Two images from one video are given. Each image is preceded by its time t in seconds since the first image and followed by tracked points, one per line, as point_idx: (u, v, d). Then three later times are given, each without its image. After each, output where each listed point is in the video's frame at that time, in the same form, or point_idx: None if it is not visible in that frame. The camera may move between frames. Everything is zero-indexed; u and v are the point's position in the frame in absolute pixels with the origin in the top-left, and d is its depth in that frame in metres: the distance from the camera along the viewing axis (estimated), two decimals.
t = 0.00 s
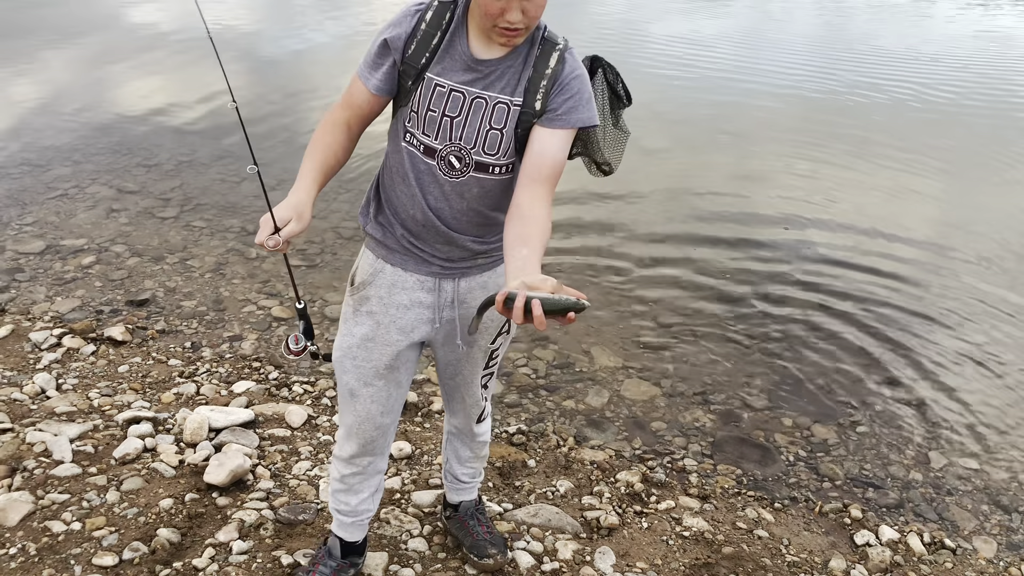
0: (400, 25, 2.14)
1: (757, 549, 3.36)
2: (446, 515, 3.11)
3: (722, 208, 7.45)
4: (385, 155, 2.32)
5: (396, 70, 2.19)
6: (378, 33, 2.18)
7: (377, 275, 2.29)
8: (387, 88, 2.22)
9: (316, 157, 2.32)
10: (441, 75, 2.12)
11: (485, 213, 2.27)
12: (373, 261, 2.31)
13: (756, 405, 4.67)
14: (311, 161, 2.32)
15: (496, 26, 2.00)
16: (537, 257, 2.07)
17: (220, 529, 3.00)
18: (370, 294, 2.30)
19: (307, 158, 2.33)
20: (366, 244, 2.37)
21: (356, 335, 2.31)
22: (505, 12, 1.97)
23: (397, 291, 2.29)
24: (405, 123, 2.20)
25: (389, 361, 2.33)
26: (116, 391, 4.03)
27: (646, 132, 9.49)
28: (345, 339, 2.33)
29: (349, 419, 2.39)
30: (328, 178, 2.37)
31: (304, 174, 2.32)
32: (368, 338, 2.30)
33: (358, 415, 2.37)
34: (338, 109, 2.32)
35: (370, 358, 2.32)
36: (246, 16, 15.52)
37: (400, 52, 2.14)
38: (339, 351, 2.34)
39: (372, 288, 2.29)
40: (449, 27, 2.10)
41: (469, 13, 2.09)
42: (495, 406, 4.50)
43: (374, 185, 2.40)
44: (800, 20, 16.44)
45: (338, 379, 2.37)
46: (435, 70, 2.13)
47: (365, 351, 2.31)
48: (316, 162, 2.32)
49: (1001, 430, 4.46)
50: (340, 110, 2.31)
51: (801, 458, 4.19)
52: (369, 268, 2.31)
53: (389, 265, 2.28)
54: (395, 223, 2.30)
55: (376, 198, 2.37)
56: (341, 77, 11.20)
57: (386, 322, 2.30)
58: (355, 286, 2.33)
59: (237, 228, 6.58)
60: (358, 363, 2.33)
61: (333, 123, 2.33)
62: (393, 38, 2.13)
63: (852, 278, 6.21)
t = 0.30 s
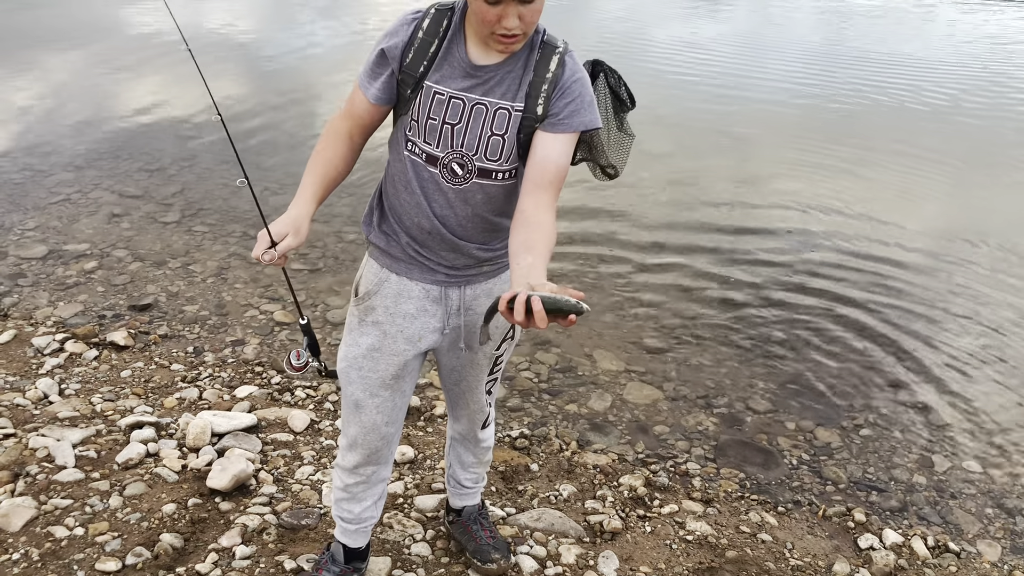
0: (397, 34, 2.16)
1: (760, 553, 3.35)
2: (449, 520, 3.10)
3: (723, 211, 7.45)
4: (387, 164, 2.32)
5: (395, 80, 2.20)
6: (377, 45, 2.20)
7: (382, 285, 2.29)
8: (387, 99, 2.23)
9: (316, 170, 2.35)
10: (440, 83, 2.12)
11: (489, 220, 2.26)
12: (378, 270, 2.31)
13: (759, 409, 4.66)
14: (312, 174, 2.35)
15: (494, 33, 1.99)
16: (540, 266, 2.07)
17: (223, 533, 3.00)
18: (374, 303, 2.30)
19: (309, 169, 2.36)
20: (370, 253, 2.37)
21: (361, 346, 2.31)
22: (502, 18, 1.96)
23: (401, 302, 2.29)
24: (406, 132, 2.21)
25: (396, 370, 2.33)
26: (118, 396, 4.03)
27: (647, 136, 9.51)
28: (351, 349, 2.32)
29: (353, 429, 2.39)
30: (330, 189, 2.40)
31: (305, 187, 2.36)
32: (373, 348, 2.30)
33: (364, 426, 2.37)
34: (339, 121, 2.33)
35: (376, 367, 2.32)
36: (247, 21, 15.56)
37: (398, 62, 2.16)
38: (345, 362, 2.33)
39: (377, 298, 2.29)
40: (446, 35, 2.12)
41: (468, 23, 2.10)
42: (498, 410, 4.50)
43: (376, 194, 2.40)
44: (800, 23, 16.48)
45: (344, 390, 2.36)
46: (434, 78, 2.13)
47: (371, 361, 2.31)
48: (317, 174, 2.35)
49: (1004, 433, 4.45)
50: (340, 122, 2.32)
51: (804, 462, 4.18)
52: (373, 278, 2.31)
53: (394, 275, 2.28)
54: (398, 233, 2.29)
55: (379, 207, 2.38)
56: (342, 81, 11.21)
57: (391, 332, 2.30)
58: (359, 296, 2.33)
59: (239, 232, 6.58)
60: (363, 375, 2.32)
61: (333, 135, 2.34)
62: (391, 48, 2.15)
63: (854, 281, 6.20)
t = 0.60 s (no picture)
0: (393, 40, 2.17)
1: (760, 559, 3.34)
2: (450, 525, 3.09)
3: (722, 216, 7.46)
4: (385, 170, 2.32)
5: (391, 85, 2.21)
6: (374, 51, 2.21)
7: (382, 291, 2.29)
8: (384, 104, 2.24)
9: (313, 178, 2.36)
10: (436, 90, 2.13)
11: (488, 226, 2.26)
12: (377, 276, 2.31)
13: (759, 414, 4.66)
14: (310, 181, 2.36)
15: (490, 40, 1.99)
16: (536, 273, 2.07)
17: (223, 539, 2.99)
18: (374, 310, 2.30)
19: (308, 174, 2.36)
20: (369, 260, 2.37)
21: (362, 352, 2.31)
22: (498, 25, 1.96)
23: (401, 308, 2.29)
24: (403, 138, 2.21)
25: (395, 376, 2.33)
26: (118, 401, 4.02)
27: (646, 140, 9.53)
28: (350, 356, 2.32)
29: (353, 436, 2.38)
30: (328, 196, 2.41)
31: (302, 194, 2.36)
32: (373, 354, 2.30)
33: (364, 433, 2.36)
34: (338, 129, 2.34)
35: (376, 373, 2.32)
36: (247, 25, 15.59)
37: (394, 67, 2.17)
38: (344, 369, 2.33)
39: (376, 304, 2.29)
40: (443, 40, 2.13)
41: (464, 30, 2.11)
42: (498, 415, 4.49)
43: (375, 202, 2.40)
44: (798, 28, 16.53)
45: (344, 397, 2.36)
46: (430, 83, 2.14)
47: (371, 367, 2.31)
48: (316, 179, 2.36)
49: (1004, 438, 4.45)
50: (339, 129, 2.34)
51: (804, 467, 4.17)
52: (372, 284, 2.31)
53: (394, 282, 2.28)
54: (397, 240, 2.29)
55: (378, 215, 2.38)
56: (341, 86, 11.23)
57: (390, 337, 2.30)
58: (358, 303, 2.33)
59: (239, 237, 6.58)
60: (363, 380, 2.32)
61: (332, 142, 2.35)
62: (387, 53, 2.16)
63: (853, 286, 6.21)
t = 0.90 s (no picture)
0: (392, 45, 2.18)
1: (759, 565, 3.34)
2: (450, 531, 3.08)
3: (719, 221, 7.48)
4: (384, 175, 2.33)
5: (391, 90, 2.22)
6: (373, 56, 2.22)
7: (383, 296, 2.29)
8: (383, 109, 2.25)
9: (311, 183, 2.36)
10: (436, 94, 2.14)
11: (488, 230, 2.27)
12: (377, 281, 2.31)
13: (757, 420, 4.66)
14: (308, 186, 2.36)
15: (490, 45, 2.00)
16: (537, 278, 2.06)
17: (222, 545, 2.98)
18: (375, 314, 2.30)
19: (307, 178, 2.37)
20: (370, 265, 2.37)
21: (363, 356, 2.31)
22: (498, 31, 1.96)
23: (403, 313, 2.29)
24: (402, 142, 2.22)
25: (397, 380, 2.33)
26: (116, 406, 4.01)
27: (644, 146, 9.56)
28: (352, 360, 2.33)
29: (355, 440, 2.38)
30: (326, 202, 2.41)
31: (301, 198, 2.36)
32: (374, 359, 2.30)
33: (365, 437, 2.37)
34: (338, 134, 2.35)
35: (377, 377, 2.32)
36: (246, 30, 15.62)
37: (393, 72, 2.18)
38: (346, 373, 2.33)
39: (377, 308, 2.29)
40: (441, 46, 2.13)
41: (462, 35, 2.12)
42: (496, 421, 4.49)
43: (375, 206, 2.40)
44: (795, 35, 16.62)
45: (346, 401, 2.37)
46: (428, 88, 2.14)
47: (372, 371, 2.31)
48: (315, 183, 2.36)
49: (1001, 443, 4.46)
50: (339, 135, 2.34)
51: (802, 472, 4.18)
52: (373, 289, 2.31)
53: (395, 286, 2.28)
54: (398, 244, 2.29)
55: (379, 219, 2.38)
56: (340, 91, 11.25)
57: (392, 341, 2.29)
58: (360, 307, 2.33)
59: (237, 242, 6.58)
60: (364, 384, 2.32)
61: (331, 148, 2.35)
62: (386, 58, 2.17)
63: (851, 292, 6.22)
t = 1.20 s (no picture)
0: (395, 44, 2.18)
1: (758, 566, 3.33)
2: (448, 531, 3.08)
3: (717, 223, 7.48)
4: (386, 175, 2.33)
5: (393, 89, 2.21)
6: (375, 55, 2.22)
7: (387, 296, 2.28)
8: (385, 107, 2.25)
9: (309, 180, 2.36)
10: (439, 91, 2.13)
11: (492, 229, 2.26)
12: (381, 281, 2.30)
13: (756, 421, 4.66)
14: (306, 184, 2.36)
15: (496, 41, 1.99)
16: (550, 271, 2.05)
17: (220, 546, 2.98)
18: (380, 314, 2.29)
19: (305, 175, 2.36)
20: (373, 265, 2.36)
21: (368, 357, 2.30)
22: (506, 26, 1.96)
23: (407, 313, 2.28)
24: (404, 141, 2.21)
25: (401, 381, 2.33)
26: (114, 407, 4.00)
27: (642, 147, 9.57)
28: (356, 361, 2.32)
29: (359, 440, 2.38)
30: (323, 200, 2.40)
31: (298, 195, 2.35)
32: (378, 360, 2.30)
33: (368, 438, 2.36)
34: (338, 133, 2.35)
35: (381, 378, 2.31)
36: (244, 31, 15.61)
37: (395, 71, 2.18)
38: (350, 374, 2.33)
39: (381, 309, 2.28)
40: (444, 44, 2.13)
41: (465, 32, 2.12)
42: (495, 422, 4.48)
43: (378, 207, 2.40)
44: (793, 36, 16.65)
45: (350, 403, 2.36)
46: (431, 86, 2.14)
47: (377, 372, 2.31)
48: (312, 180, 2.36)
49: (1000, 444, 4.46)
50: (339, 134, 2.34)
51: (801, 473, 4.17)
52: (376, 290, 2.30)
53: (400, 286, 2.27)
54: (401, 244, 2.29)
55: (382, 219, 2.38)
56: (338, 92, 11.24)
57: (396, 342, 2.29)
58: (363, 308, 2.32)
59: (235, 242, 6.56)
60: (368, 385, 2.32)
61: (330, 146, 2.35)
62: (388, 56, 2.17)
63: (849, 293, 6.23)
